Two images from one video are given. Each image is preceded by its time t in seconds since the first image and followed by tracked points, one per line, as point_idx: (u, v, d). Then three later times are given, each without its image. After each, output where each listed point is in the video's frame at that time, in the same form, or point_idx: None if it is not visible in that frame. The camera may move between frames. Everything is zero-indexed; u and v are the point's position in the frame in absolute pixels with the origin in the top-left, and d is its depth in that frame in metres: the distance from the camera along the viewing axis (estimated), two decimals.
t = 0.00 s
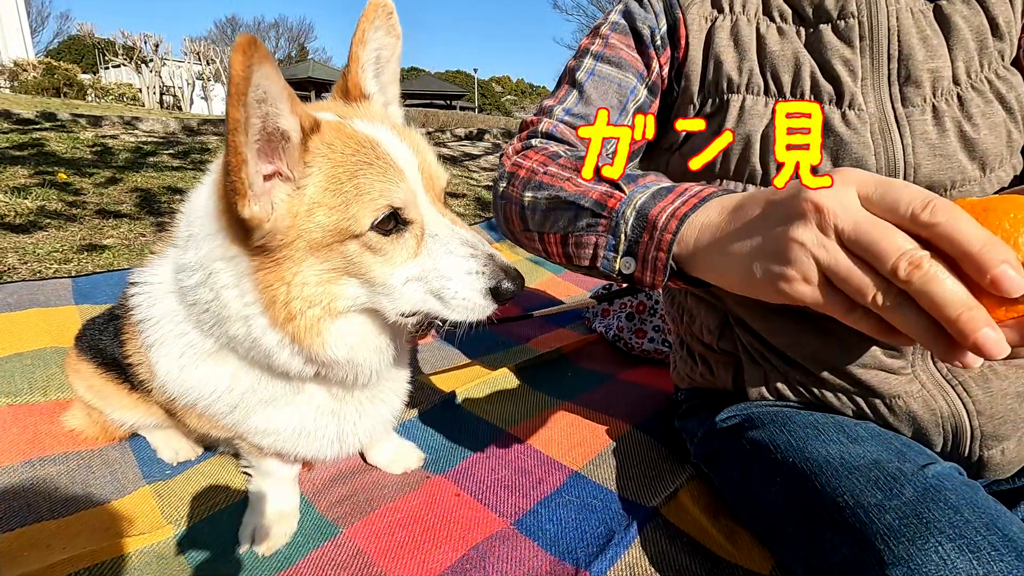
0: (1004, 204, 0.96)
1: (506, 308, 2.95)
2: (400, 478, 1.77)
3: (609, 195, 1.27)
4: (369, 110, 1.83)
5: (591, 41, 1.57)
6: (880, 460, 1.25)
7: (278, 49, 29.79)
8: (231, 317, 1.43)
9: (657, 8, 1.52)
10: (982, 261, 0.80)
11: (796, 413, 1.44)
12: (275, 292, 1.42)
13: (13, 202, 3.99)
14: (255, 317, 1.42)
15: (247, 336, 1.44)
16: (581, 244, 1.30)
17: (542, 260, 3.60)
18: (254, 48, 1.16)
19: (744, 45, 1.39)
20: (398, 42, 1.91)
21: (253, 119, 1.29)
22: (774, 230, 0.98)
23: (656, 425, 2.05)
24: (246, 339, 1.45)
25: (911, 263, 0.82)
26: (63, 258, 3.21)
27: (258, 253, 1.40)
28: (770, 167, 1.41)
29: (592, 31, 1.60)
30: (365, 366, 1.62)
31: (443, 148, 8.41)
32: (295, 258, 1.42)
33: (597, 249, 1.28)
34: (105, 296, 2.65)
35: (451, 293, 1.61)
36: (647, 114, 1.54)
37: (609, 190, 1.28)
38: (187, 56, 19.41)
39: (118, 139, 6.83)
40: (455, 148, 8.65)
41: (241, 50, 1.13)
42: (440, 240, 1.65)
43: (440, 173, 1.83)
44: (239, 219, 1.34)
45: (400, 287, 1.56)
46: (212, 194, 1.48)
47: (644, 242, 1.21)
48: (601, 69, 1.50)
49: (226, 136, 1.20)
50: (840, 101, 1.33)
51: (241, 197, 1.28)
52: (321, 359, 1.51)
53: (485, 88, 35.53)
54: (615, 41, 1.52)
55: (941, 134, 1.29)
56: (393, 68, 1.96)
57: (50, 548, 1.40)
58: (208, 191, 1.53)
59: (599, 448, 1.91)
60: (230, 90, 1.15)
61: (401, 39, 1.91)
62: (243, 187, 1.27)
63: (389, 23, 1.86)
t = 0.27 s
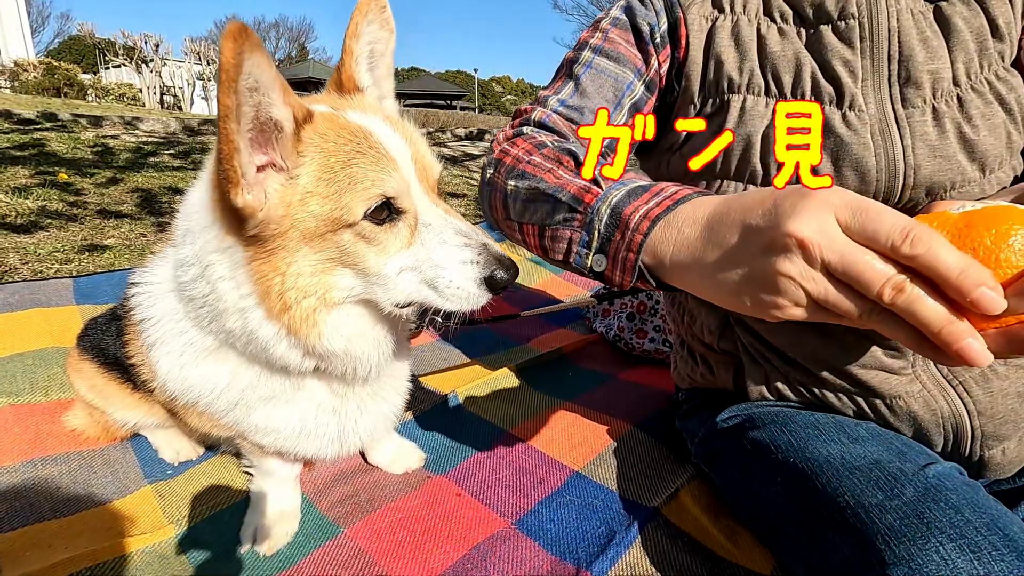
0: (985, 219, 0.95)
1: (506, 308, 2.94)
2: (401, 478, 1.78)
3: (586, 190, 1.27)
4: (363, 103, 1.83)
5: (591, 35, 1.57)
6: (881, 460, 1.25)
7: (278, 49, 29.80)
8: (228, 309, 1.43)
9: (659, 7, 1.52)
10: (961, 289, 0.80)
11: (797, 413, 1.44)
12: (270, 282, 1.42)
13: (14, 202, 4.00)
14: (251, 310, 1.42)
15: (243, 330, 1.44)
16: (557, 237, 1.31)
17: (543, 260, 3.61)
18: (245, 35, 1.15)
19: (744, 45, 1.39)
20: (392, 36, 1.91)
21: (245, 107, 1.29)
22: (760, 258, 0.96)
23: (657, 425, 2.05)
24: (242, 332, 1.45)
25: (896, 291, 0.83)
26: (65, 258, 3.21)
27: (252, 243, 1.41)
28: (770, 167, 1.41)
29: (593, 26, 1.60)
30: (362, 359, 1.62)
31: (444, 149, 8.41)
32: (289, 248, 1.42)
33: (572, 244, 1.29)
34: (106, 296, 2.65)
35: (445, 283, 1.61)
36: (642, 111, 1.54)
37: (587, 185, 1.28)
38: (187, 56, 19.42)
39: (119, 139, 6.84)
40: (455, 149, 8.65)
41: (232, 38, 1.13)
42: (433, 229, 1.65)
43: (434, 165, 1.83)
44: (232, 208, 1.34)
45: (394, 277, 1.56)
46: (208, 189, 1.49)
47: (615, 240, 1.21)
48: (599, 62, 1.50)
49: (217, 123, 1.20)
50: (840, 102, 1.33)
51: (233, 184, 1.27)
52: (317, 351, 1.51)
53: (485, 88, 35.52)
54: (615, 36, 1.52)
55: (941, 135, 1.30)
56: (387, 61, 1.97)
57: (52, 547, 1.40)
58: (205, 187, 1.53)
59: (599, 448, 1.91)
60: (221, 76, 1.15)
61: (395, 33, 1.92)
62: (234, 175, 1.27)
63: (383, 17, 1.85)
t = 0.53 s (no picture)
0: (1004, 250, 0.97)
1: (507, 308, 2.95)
2: (401, 478, 1.78)
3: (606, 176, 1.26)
4: (362, 106, 1.83)
5: (591, 36, 1.55)
6: (882, 460, 1.25)
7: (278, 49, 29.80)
8: (224, 313, 1.44)
9: (656, 6, 1.52)
10: (989, 319, 0.82)
11: (797, 412, 1.44)
12: (266, 288, 1.42)
13: (14, 202, 4.00)
14: (246, 314, 1.43)
15: (238, 334, 1.45)
16: (576, 224, 1.28)
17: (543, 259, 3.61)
18: (245, 43, 1.15)
19: (744, 45, 1.39)
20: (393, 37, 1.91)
21: (244, 115, 1.29)
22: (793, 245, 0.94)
23: (658, 425, 2.05)
24: (238, 336, 1.45)
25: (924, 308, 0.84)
26: (65, 258, 3.21)
27: (249, 249, 1.41)
28: (770, 166, 1.41)
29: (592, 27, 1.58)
30: (359, 363, 1.62)
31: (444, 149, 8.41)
32: (286, 254, 1.43)
33: (591, 230, 1.26)
34: (106, 296, 2.65)
35: (443, 292, 1.60)
36: (646, 111, 1.53)
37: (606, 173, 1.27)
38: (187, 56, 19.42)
39: (119, 139, 6.84)
40: (455, 148, 8.65)
41: (230, 45, 1.13)
42: (432, 239, 1.65)
43: (433, 173, 1.84)
44: (230, 215, 1.34)
45: (391, 285, 1.56)
46: (204, 191, 1.49)
47: (639, 222, 1.18)
48: (601, 62, 1.48)
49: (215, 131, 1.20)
50: (839, 101, 1.33)
51: (230, 192, 1.27)
52: (312, 356, 1.51)
53: (485, 88, 35.52)
54: (616, 36, 1.51)
55: (940, 134, 1.30)
56: (387, 62, 1.97)
57: (52, 547, 1.40)
58: (201, 189, 1.53)
59: (600, 447, 1.91)
60: (220, 85, 1.14)
61: (395, 35, 1.91)
62: (232, 183, 1.27)
63: (384, 18, 1.85)
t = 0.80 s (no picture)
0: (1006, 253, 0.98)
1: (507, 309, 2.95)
2: (401, 478, 1.78)
3: (606, 197, 1.23)
4: (365, 113, 1.83)
5: (594, 35, 1.55)
6: (881, 461, 1.25)
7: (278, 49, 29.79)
8: (224, 317, 1.44)
9: (659, 7, 1.51)
10: (978, 331, 0.84)
11: (796, 413, 1.44)
12: (266, 295, 1.42)
13: (13, 202, 3.99)
14: (246, 319, 1.43)
15: (238, 338, 1.45)
16: (574, 246, 1.27)
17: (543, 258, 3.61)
18: (246, 52, 1.15)
19: (744, 45, 1.39)
20: (398, 43, 1.91)
21: (245, 123, 1.29)
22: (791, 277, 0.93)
23: (657, 425, 2.05)
24: (237, 341, 1.45)
25: (928, 324, 0.85)
26: (64, 258, 3.21)
27: (249, 256, 1.41)
28: (771, 166, 1.41)
29: (596, 26, 1.57)
30: (359, 369, 1.62)
31: (444, 148, 8.41)
32: (286, 261, 1.43)
33: (590, 253, 1.24)
34: (106, 296, 2.65)
35: (442, 302, 1.60)
36: (648, 112, 1.53)
37: (606, 193, 1.24)
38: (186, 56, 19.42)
39: (118, 139, 6.83)
40: (455, 148, 8.65)
41: (233, 56, 1.12)
42: (432, 247, 1.65)
43: (435, 180, 1.83)
44: (230, 223, 1.34)
45: (390, 293, 1.56)
46: (204, 193, 1.49)
47: (637, 250, 1.17)
48: (604, 63, 1.47)
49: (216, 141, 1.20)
50: (840, 101, 1.33)
51: (231, 201, 1.27)
52: (312, 362, 1.51)
53: (485, 88, 35.51)
54: (620, 36, 1.50)
55: (942, 134, 1.30)
56: (392, 69, 1.96)
57: (52, 547, 1.40)
58: (202, 193, 1.53)
59: (599, 447, 1.91)
60: (222, 94, 1.14)
61: (400, 41, 1.91)
62: (232, 191, 1.27)
63: (389, 25, 1.85)
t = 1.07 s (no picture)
0: None
1: (508, 309, 2.95)
2: (401, 477, 1.78)
3: (605, 196, 1.23)
4: (364, 110, 1.83)
5: (595, 32, 1.54)
6: (881, 460, 1.25)
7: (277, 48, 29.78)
8: (223, 314, 1.44)
9: (661, 5, 1.52)
10: (980, 317, 0.86)
11: (797, 412, 1.44)
12: (265, 291, 1.42)
13: (13, 201, 3.99)
14: (245, 316, 1.42)
15: (238, 335, 1.45)
16: (574, 245, 1.26)
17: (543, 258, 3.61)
18: (243, 48, 1.15)
19: (746, 44, 1.39)
20: (397, 42, 1.91)
21: (244, 119, 1.29)
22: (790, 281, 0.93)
23: (657, 425, 2.05)
24: (237, 338, 1.45)
25: (932, 317, 0.86)
26: (65, 257, 3.21)
27: (248, 252, 1.41)
28: (772, 165, 1.41)
29: (597, 23, 1.56)
30: (359, 366, 1.62)
31: (443, 148, 8.41)
32: (285, 257, 1.42)
33: (589, 251, 1.24)
34: (106, 296, 2.65)
35: (441, 297, 1.60)
36: (650, 110, 1.53)
37: (605, 191, 1.24)
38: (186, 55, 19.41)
39: (118, 138, 6.83)
40: (455, 148, 8.65)
41: (230, 51, 1.13)
42: (431, 243, 1.65)
43: (433, 176, 1.83)
44: (228, 218, 1.34)
45: (390, 289, 1.56)
46: (205, 190, 1.49)
47: (636, 249, 1.17)
48: (605, 61, 1.47)
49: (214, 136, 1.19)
50: (843, 99, 1.33)
51: (230, 197, 1.27)
52: (312, 359, 1.51)
53: (485, 87, 35.50)
54: (621, 34, 1.50)
55: (945, 132, 1.29)
56: (392, 66, 1.96)
57: (52, 547, 1.40)
58: (202, 190, 1.53)
59: (599, 447, 1.91)
60: (219, 89, 1.15)
61: (400, 39, 1.92)
62: (231, 186, 1.27)
63: (388, 23, 1.86)
